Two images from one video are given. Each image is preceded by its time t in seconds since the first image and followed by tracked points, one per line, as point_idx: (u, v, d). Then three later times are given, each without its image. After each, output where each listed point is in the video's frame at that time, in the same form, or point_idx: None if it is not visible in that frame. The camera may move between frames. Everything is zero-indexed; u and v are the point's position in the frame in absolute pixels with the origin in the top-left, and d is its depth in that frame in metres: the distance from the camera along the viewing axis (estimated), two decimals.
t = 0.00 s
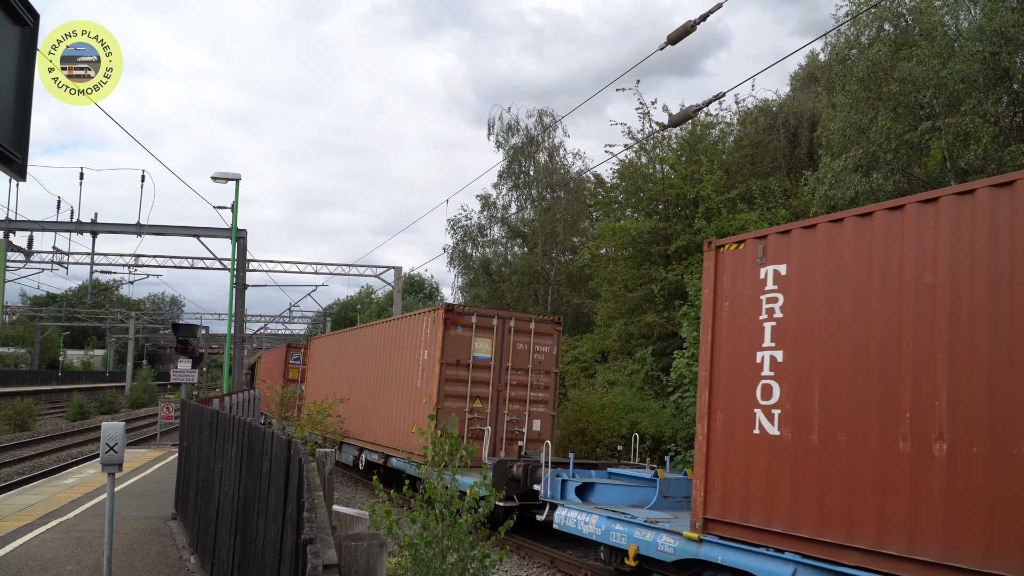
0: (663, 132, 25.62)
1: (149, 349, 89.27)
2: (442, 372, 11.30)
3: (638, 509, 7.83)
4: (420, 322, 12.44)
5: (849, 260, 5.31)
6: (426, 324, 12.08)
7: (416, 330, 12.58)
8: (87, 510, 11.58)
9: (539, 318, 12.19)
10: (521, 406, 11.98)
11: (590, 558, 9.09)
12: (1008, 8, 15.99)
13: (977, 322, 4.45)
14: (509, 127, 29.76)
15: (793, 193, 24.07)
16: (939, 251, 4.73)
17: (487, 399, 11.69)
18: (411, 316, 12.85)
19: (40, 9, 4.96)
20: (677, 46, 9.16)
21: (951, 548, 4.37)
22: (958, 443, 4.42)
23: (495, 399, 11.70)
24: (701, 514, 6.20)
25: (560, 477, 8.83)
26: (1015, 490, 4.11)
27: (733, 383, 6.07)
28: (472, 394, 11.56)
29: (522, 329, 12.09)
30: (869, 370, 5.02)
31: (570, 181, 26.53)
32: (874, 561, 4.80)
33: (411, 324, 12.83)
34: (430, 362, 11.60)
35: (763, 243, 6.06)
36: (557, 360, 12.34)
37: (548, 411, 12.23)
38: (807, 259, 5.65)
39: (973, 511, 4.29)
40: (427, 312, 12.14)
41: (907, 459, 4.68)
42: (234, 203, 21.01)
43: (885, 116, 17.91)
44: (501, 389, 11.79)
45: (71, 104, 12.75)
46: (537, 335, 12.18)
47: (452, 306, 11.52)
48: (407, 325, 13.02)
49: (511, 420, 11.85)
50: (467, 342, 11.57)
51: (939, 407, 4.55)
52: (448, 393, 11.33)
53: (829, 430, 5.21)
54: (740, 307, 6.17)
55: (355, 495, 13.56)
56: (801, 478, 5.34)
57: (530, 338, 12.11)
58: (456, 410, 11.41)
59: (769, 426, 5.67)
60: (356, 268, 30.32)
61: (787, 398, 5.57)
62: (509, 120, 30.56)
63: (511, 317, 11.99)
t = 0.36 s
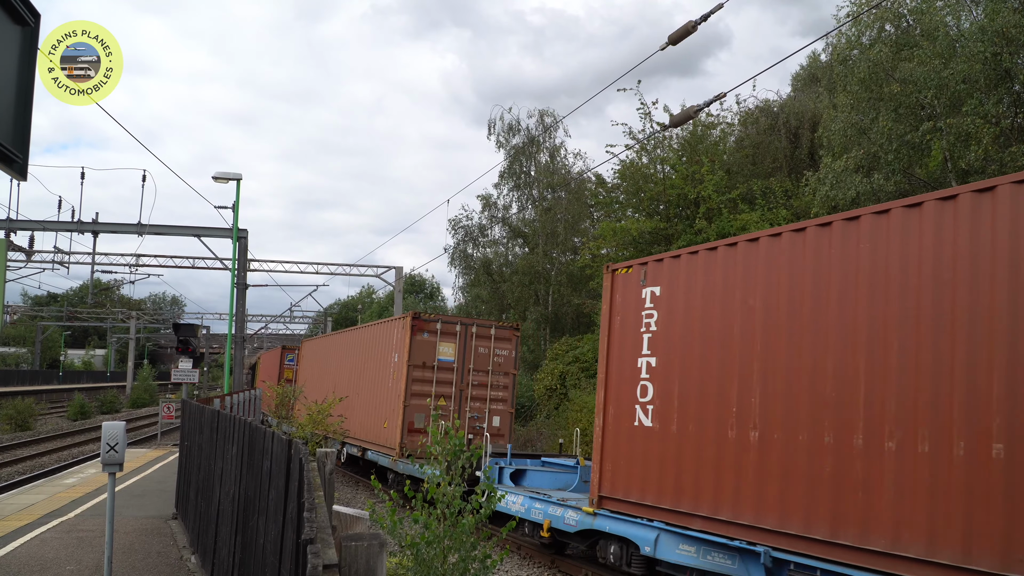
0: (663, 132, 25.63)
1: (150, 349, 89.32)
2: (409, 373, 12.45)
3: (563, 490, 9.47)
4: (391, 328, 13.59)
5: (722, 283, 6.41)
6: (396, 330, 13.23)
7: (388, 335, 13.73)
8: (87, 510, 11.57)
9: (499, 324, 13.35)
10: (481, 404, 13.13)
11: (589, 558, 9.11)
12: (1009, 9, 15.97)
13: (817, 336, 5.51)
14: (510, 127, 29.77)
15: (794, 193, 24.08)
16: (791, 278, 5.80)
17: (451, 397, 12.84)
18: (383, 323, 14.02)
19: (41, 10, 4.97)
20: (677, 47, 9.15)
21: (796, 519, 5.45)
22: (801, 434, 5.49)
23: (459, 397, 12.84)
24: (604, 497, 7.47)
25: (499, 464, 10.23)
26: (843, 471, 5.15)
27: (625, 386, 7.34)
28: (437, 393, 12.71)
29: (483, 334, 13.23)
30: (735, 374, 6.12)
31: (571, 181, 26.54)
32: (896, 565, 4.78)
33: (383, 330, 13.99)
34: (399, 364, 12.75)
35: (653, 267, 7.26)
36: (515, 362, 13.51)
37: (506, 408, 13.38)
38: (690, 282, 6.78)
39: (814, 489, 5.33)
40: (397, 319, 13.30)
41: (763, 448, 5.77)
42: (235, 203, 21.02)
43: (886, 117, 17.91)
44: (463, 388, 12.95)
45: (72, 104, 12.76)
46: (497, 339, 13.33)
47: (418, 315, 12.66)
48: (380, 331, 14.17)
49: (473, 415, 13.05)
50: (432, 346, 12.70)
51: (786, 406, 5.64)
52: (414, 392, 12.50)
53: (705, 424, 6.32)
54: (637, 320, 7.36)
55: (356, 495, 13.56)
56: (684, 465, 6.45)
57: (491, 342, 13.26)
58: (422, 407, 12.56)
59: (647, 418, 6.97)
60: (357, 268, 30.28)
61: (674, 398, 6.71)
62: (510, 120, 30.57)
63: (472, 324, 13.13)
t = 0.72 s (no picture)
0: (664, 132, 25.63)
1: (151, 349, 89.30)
2: (384, 374, 13.81)
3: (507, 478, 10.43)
4: (368, 333, 14.96)
5: (694, 290, 6.90)
6: (372, 334, 14.60)
7: (366, 338, 15.13)
8: (88, 509, 11.56)
9: (465, 330, 14.69)
10: (449, 401, 14.51)
11: (589, 559, 9.11)
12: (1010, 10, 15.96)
13: (735, 342, 6.36)
14: (510, 127, 29.77)
15: (794, 194, 24.09)
16: (758, 285, 6.26)
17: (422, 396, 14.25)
18: (362, 328, 15.38)
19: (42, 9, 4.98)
20: (678, 47, 9.14)
21: (758, 508, 5.90)
22: (764, 430, 5.95)
23: (428, 395, 14.22)
24: (578, 490, 8.11)
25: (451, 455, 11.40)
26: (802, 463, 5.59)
27: (547, 386, 8.94)
28: (409, 392, 14.10)
29: (451, 339, 14.58)
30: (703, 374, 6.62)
31: (572, 181, 26.56)
32: (879, 560, 5.01)
33: (361, 334, 15.37)
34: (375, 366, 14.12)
35: (573, 283, 8.80)
36: (480, 363, 14.86)
37: (472, 405, 14.75)
38: (665, 289, 7.30)
39: (732, 477, 6.15)
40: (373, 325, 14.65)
41: (731, 443, 6.23)
42: (236, 203, 21.00)
43: (887, 118, 17.90)
44: (432, 388, 14.32)
45: (72, 103, 12.75)
46: (464, 343, 14.67)
47: (392, 320, 14.04)
48: (359, 335, 15.56)
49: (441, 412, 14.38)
50: (404, 350, 14.06)
51: (750, 403, 6.11)
52: (388, 391, 13.87)
53: (614, 419, 7.67)
54: (616, 325, 7.93)
55: (356, 494, 13.57)
56: (659, 460, 6.94)
57: (457, 345, 14.62)
58: (397, 404, 13.95)
59: (562, 412, 8.56)
60: (358, 268, 30.29)
61: (649, 398, 7.25)
62: (510, 120, 30.55)
63: (440, 330, 14.45)
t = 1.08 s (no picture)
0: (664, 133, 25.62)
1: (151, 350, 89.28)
2: (362, 374, 14.60)
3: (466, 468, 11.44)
4: (350, 335, 15.74)
5: (684, 294, 6.86)
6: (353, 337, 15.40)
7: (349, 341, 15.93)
8: (89, 509, 11.57)
9: (440, 333, 15.38)
10: (424, 399, 15.25)
11: (590, 559, 9.09)
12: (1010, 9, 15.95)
13: (625, 348, 7.59)
14: (511, 127, 29.76)
15: (794, 194, 24.09)
16: (667, 298, 7.09)
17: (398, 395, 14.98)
18: (345, 331, 16.19)
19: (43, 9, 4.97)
20: (677, 46, 9.13)
21: (741, 510, 5.83)
22: (750, 433, 5.87)
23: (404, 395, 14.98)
24: (569, 490, 8.15)
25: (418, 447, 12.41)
26: (699, 455, 6.34)
27: (490, 385, 10.26)
28: (387, 391, 14.85)
29: (426, 341, 15.27)
30: (691, 378, 6.59)
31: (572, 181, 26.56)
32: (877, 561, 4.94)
33: (344, 337, 16.18)
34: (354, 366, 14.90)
35: (511, 296, 10.20)
36: (454, 365, 15.56)
37: (447, 403, 15.47)
38: (655, 292, 7.27)
39: (618, 462, 7.36)
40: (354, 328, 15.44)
41: (618, 434, 7.45)
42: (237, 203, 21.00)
43: (887, 117, 17.88)
44: (409, 387, 15.08)
45: (73, 103, 12.75)
46: (438, 346, 15.36)
47: (370, 325, 14.81)
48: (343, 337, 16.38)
49: (417, 410, 15.16)
50: (381, 352, 14.80)
51: (735, 406, 6.06)
52: (366, 390, 14.65)
53: (539, 414, 8.97)
54: (607, 329, 7.98)
55: (357, 494, 13.59)
56: (618, 456, 7.37)
57: (433, 348, 15.32)
58: (374, 403, 14.70)
59: (500, 408, 9.87)
60: (358, 268, 30.29)
61: (585, 398, 8.13)
62: (511, 121, 30.54)
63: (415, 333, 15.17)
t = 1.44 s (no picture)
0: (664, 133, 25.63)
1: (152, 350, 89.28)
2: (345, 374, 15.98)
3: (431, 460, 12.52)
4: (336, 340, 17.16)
5: (645, 302, 7.46)
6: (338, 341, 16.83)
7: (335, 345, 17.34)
8: (89, 510, 11.59)
9: (417, 338, 16.79)
10: (402, 398, 16.60)
11: (590, 558, 9.10)
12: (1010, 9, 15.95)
13: (552, 353, 8.99)
14: (511, 127, 29.77)
15: (795, 194, 24.11)
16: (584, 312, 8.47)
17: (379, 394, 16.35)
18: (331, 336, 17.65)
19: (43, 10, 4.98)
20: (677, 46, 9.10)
21: (730, 504, 6.00)
22: (660, 427, 6.94)
23: (384, 393, 16.35)
24: (556, 486, 8.44)
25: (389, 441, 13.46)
26: (602, 444, 7.72)
27: (445, 384, 11.65)
28: (368, 390, 16.23)
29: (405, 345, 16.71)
30: (681, 375, 6.79)
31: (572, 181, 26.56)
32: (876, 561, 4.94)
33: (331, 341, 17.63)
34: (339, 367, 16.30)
35: (462, 304, 11.60)
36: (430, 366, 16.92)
37: (423, 402, 16.82)
38: (622, 300, 7.85)
39: (544, 451, 8.77)
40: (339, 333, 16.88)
41: (543, 427, 8.87)
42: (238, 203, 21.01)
43: (888, 117, 17.88)
44: (388, 386, 16.44)
45: (73, 103, 12.76)
46: (415, 349, 16.78)
47: (352, 329, 16.20)
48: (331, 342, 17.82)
49: (396, 407, 16.48)
50: (363, 354, 16.22)
51: (723, 403, 6.25)
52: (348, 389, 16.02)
53: (485, 409, 10.35)
54: (597, 330, 8.23)
55: (358, 495, 13.60)
56: (546, 446, 8.75)
57: (410, 351, 16.73)
58: (356, 401, 16.06)
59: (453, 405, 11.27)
60: (358, 268, 30.28)
61: (519, 395, 9.53)
62: (511, 121, 30.54)
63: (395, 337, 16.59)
